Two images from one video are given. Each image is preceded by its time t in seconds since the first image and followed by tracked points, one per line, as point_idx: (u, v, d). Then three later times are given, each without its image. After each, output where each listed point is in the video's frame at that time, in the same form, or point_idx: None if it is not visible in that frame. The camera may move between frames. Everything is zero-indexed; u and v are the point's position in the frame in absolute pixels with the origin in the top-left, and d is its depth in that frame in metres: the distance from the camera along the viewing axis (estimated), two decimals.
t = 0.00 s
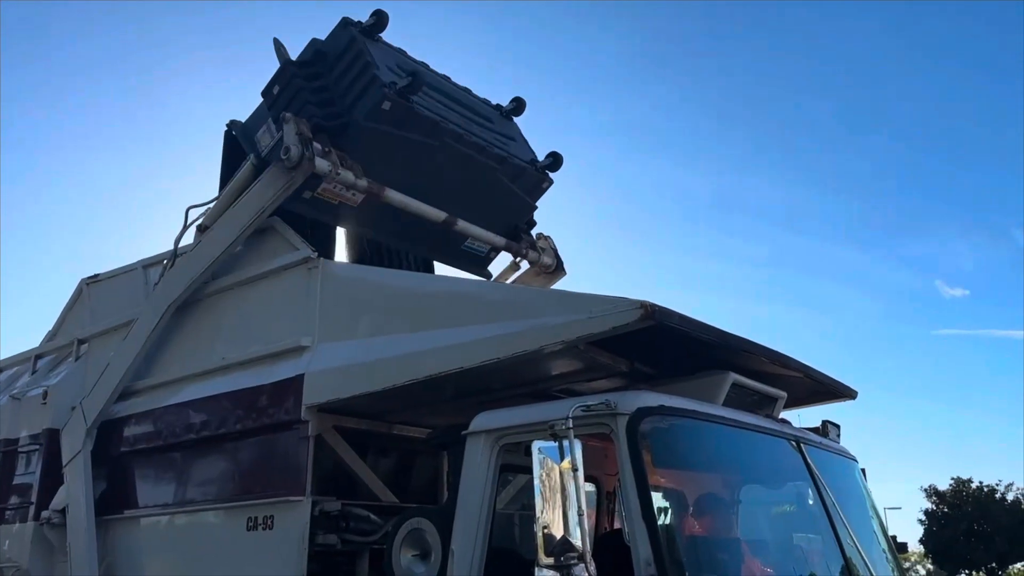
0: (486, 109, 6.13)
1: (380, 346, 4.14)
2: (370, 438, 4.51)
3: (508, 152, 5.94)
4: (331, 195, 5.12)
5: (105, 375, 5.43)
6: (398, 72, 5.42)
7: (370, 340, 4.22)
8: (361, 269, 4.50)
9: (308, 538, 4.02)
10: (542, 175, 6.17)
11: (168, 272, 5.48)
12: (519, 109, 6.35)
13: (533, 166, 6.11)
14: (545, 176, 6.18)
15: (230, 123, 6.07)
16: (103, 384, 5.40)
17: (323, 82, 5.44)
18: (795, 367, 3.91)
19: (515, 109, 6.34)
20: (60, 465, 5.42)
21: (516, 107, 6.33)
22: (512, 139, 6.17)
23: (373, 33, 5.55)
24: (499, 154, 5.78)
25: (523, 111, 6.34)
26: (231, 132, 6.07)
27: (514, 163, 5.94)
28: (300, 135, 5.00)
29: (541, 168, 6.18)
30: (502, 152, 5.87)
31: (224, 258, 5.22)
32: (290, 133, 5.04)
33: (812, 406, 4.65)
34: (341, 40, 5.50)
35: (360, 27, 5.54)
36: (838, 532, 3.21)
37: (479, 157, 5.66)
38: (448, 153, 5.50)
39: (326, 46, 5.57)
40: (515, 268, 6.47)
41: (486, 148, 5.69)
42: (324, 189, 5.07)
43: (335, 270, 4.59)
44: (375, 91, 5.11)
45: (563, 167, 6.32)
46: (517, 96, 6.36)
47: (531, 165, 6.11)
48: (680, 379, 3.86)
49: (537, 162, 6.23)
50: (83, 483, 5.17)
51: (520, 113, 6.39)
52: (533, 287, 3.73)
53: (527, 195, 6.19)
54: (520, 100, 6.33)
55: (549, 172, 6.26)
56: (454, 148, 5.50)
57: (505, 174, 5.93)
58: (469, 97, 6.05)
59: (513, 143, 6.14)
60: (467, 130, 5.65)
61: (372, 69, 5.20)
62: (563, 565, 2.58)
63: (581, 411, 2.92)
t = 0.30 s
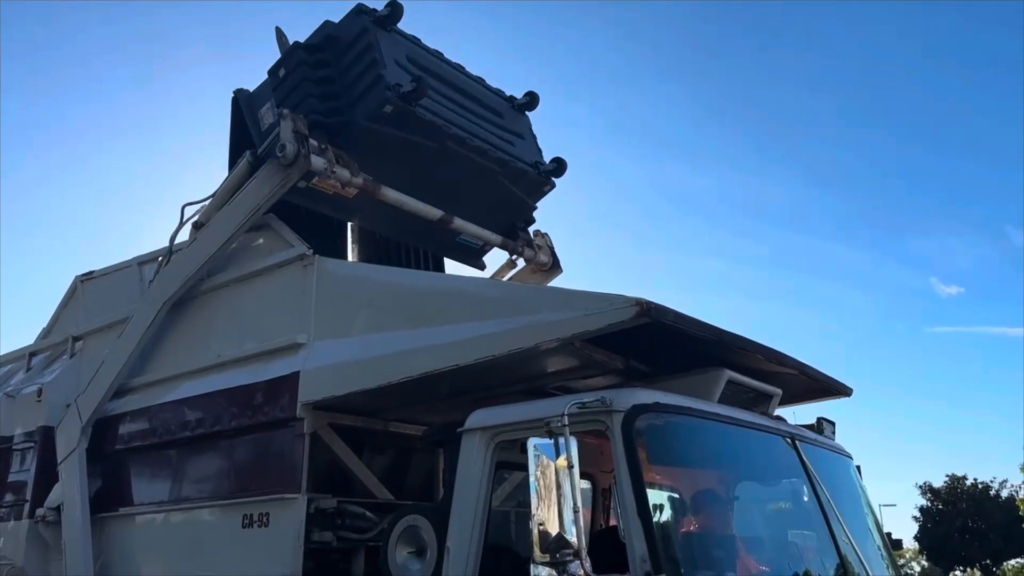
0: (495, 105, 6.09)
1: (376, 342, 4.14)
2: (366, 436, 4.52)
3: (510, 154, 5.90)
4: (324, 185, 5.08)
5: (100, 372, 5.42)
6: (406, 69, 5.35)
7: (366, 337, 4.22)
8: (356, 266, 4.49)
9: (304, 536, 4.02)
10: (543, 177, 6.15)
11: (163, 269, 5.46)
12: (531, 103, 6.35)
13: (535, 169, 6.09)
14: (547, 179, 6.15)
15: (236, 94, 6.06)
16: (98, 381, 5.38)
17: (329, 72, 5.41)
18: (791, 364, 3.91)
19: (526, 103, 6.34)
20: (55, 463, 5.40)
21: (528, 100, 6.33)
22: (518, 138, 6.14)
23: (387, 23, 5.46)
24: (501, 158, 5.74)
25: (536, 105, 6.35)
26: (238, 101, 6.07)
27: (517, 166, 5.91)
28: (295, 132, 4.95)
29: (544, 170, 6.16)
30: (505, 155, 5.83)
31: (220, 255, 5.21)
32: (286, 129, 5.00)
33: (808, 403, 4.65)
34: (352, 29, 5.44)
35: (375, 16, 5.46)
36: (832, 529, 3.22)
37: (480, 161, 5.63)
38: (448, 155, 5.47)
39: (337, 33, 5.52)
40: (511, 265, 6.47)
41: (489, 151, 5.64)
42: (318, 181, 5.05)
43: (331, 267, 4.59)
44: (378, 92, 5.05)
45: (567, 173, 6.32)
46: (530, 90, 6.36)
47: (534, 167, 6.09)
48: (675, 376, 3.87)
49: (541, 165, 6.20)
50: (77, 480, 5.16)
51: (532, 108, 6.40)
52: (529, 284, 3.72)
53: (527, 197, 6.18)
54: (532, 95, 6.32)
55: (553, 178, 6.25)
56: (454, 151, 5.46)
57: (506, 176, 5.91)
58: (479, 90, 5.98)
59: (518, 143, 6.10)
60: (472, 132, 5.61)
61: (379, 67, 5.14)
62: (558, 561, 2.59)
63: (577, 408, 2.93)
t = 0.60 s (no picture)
0: (464, 112, 6.20)
1: (371, 339, 4.14)
2: (361, 432, 4.52)
3: (489, 150, 5.99)
4: (317, 198, 5.18)
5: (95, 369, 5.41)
6: (377, 74, 5.48)
7: (361, 334, 4.21)
8: (350, 262, 4.49)
9: (299, 533, 4.03)
10: (523, 171, 6.19)
11: (159, 265, 5.45)
12: (495, 112, 6.34)
13: (515, 164, 6.15)
14: (528, 173, 6.21)
15: (211, 138, 6.06)
16: (94, 377, 5.38)
17: (302, 87, 5.47)
18: (786, 360, 3.91)
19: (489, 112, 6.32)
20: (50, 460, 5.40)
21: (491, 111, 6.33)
22: (491, 138, 6.23)
23: (349, 38, 5.60)
24: (481, 151, 5.82)
25: (500, 114, 6.34)
26: (214, 144, 6.06)
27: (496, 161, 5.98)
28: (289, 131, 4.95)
29: (522, 165, 6.22)
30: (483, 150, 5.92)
31: (216, 250, 5.20)
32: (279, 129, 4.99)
33: (803, 399, 4.66)
34: (318, 46, 5.55)
35: (338, 33, 5.60)
36: (828, 525, 3.23)
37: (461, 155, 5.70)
38: (431, 150, 5.52)
39: (305, 52, 5.61)
40: (506, 262, 6.47)
41: (469, 146, 5.73)
42: (312, 177, 5.05)
43: (326, 264, 4.58)
44: (356, 89, 5.15)
45: (543, 163, 6.31)
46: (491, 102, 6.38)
47: (513, 162, 6.14)
48: (670, 372, 3.87)
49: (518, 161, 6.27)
50: (72, 477, 5.15)
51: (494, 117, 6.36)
52: (522, 280, 3.73)
53: (512, 193, 6.21)
54: (496, 105, 6.34)
55: (532, 170, 6.27)
56: (437, 146, 5.53)
57: (488, 172, 5.97)
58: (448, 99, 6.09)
59: (492, 143, 6.20)
60: (448, 129, 5.70)
61: (353, 69, 5.25)
62: (555, 556, 2.59)
63: (574, 404, 2.92)
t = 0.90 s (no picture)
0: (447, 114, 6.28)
1: (368, 335, 4.13)
2: (358, 429, 4.51)
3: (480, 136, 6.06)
4: (324, 193, 5.12)
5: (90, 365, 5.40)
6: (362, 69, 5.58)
7: (358, 331, 4.20)
8: (346, 259, 4.48)
9: (295, 530, 4.02)
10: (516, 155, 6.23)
11: (154, 261, 5.43)
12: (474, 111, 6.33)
13: (507, 150, 6.20)
14: (520, 157, 6.25)
15: (205, 170, 6.02)
16: (90, 373, 5.37)
17: (292, 90, 5.48)
18: (783, 356, 3.91)
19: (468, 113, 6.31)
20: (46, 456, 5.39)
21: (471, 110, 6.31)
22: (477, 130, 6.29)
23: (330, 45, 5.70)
24: (474, 136, 5.89)
25: (477, 115, 6.31)
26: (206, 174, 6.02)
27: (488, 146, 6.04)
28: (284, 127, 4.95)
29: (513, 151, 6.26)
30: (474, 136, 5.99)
31: (212, 246, 5.19)
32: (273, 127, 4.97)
33: (800, 396, 4.66)
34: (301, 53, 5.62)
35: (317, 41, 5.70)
36: (825, 521, 3.23)
37: (456, 140, 5.76)
38: (428, 135, 5.57)
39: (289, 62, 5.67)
40: (502, 258, 6.45)
41: (462, 130, 5.81)
42: (310, 172, 5.03)
43: (322, 260, 4.58)
44: (348, 76, 5.24)
45: (532, 145, 6.29)
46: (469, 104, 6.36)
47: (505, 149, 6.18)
48: (667, 370, 3.87)
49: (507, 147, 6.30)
50: (68, 473, 5.14)
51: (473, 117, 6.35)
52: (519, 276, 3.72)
53: (509, 180, 6.22)
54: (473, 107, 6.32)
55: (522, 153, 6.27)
56: (432, 129, 5.60)
57: (483, 158, 6.00)
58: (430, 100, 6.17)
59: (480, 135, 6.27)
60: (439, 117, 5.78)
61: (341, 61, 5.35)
62: (551, 554, 2.59)
63: (570, 402, 2.90)
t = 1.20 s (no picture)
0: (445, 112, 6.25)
1: (364, 332, 4.13)
2: (355, 425, 4.51)
3: (477, 138, 6.04)
4: (315, 194, 5.14)
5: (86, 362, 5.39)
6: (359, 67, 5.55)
7: (354, 327, 4.20)
8: (342, 255, 4.48)
9: (293, 524, 4.01)
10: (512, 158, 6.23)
11: (150, 258, 5.43)
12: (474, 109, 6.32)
13: (503, 153, 6.19)
14: (516, 160, 6.24)
15: (199, 158, 6.02)
16: (85, 370, 5.36)
17: (288, 87, 5.47)
18: (779, 352, 3.92)
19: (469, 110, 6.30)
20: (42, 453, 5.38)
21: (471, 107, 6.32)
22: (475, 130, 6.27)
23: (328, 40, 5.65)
24: (470, 138, 5.88)
25: (479, 112, 6.31)
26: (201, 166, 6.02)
27: (485, 148, 6.03)
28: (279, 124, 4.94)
29: (510, 154, 6.26)
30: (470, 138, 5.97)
31: (208, 243, 5.18)
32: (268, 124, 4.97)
33: (795, 392, 4.67)
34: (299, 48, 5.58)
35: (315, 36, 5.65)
36: (820, 517, 3.24)
37: (452, 143, 5.75)
38: (423, 138, 5.56)
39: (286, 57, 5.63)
40: (499, 255, 6.46)
41: (458, 133, 5.79)
42: (306, 168, 5.02)
43: (317, 256, 4.57)
44: (344, 78, 5.20)
45: (531, 149, 6.31)
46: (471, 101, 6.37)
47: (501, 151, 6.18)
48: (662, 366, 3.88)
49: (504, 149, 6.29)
50: (64, 470, 5.14)
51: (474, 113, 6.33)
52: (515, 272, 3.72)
53: (503, 182, 6.22)
54: (476, 104, 6.32)
55: (519, 156, 6.27)
56: (427, 132, 5.58)
57: (479, 160, 5.99)
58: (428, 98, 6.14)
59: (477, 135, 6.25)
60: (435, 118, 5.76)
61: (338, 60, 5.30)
62: (547, 548, 2.58)
63: (566, 396, 2.92)
